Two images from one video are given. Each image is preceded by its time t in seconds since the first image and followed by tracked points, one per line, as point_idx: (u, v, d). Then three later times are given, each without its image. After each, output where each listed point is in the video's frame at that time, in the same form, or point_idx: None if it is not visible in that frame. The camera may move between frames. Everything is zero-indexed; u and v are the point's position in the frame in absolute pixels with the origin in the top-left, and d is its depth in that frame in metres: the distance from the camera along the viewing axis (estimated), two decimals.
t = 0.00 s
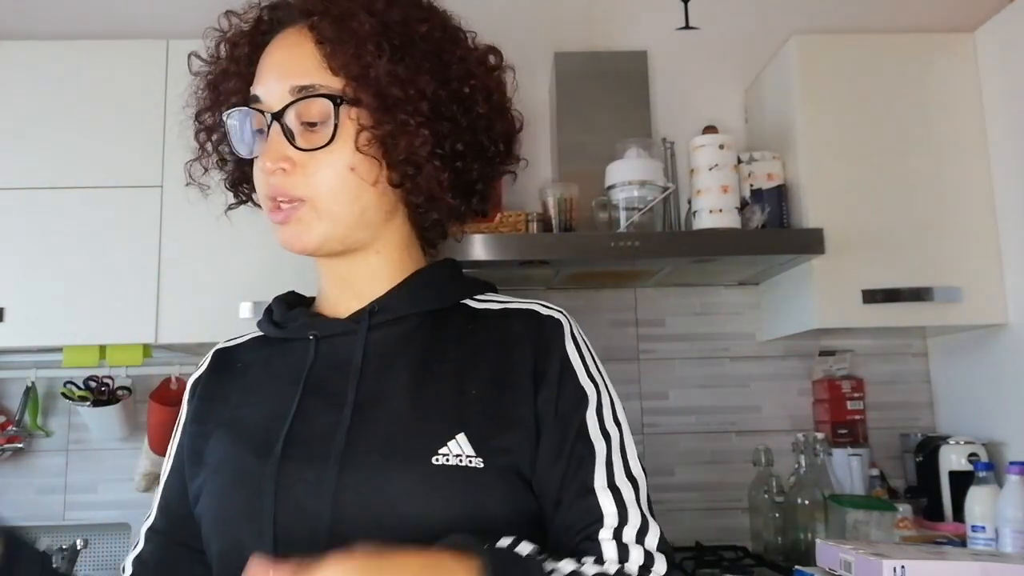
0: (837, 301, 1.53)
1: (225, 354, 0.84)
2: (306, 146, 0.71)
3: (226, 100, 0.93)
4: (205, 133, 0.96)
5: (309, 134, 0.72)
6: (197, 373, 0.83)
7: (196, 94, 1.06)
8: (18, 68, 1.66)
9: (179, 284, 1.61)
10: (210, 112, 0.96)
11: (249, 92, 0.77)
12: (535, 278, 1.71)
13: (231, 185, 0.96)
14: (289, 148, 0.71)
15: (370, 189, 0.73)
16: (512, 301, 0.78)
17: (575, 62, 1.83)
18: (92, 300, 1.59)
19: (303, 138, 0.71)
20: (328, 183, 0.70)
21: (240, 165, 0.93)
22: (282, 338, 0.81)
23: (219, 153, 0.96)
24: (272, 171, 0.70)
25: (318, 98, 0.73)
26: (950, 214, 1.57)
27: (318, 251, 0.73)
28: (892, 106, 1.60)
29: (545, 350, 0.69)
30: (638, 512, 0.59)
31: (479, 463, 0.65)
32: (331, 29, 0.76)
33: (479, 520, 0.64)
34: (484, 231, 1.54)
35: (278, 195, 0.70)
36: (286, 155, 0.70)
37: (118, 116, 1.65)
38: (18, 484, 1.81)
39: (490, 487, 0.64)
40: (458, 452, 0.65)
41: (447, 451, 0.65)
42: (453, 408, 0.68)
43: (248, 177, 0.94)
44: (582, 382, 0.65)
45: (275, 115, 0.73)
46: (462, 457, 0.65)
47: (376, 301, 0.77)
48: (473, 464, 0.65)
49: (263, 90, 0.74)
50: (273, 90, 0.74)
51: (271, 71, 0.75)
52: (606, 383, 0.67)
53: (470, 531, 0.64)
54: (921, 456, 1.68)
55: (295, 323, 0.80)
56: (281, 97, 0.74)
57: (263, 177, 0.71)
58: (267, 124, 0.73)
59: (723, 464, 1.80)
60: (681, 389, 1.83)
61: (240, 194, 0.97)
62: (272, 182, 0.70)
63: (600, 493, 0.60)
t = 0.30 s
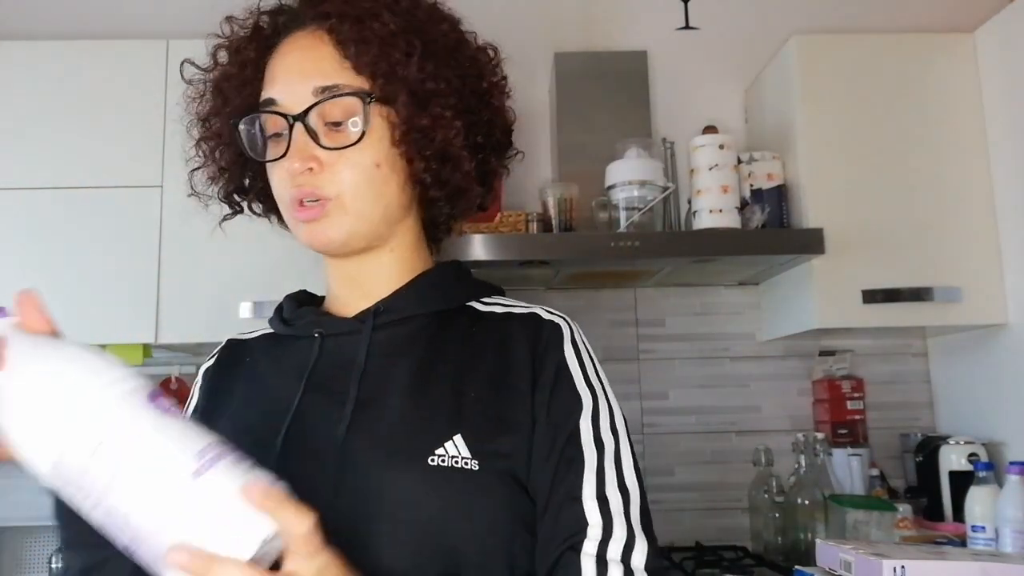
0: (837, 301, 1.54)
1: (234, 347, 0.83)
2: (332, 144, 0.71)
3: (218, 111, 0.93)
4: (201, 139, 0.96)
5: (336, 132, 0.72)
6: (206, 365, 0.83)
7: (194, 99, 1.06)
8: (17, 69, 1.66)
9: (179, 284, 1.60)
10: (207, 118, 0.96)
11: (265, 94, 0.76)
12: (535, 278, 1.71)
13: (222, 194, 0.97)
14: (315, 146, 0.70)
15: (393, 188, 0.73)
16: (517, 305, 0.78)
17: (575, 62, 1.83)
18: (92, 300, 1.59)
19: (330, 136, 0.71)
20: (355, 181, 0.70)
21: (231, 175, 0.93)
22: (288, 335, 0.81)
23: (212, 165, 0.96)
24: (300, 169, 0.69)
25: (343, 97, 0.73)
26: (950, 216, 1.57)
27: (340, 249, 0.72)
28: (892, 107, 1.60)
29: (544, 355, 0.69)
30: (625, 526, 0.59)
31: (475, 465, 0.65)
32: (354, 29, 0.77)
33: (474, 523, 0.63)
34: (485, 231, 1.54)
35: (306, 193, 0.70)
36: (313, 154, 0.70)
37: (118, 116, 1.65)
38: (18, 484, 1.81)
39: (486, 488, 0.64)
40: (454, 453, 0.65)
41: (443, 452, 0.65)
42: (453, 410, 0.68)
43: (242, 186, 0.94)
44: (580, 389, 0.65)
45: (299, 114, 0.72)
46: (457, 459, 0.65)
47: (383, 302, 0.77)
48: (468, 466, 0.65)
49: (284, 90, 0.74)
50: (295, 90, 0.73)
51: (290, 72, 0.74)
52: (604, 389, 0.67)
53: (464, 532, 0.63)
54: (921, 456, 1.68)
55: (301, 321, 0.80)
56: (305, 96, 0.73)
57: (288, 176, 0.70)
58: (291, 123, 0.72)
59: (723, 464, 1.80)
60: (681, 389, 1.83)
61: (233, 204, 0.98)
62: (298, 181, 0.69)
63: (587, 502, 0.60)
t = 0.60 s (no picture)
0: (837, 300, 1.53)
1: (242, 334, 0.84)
2: (354, 125, 0.70)
3: (216, 110, 0.93)
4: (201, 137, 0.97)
5: (358, 114, 0.72)
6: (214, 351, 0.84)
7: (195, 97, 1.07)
8: (17, 70, 1.66)
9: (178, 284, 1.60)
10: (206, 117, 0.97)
11: (280, 79, 0.75)
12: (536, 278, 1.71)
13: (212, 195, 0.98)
14: (337, 126, 0.69)
15: (411, 172, 0.73)
16: (525, 301, 0.77)
17: (576, 62, 1.83)
18: (93, 300, 1.59)
19: (351, 118, 0.71)
20: (378, 161, 0.69)
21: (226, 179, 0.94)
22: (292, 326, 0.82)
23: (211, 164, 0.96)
24: (323, 147, 0.68)
25: (363, 79, 0.74)
26: (950, 216, 1.57)
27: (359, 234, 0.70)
28: (893, 106, 1.60)
29: (552, 351, 0.68)
30: (637, 528, 0.58)
31: (473, 462, 0.65)
32: (376, 14, 0.79)
33: (472, 521, 0.63)
34: (484, 231, 1.54)
35: (328, 172, 0.67)
36: (335, 133, 0.69)
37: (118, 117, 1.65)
38: (18, 484, 1.81)
39: (485, 484, 0.64)
40: (451, 450, 0.66)
41: (439, 448, 0.66)
42: (450, 406, 0.68)
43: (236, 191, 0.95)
44: (587, 384, 0.64)
45: (320, 95, 0.72)
46: (454, 455, 0.65)
47: (389, 293, 0.76)
48: (465, 462, 0.65)
49: (303, 73, 0.73)
50: (314, 72, 0.73)
51: (309, 56, 0.74)
52: (614, 387, 0.65)
53: (460, 529, 0.63)
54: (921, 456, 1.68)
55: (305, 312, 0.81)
56: (324, 78, 0.73)
57: (305, 153, 0.68)
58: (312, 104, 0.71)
59: (723, 464, 1.80)
60: (681, 389, 1.83)
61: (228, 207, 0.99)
62: (321, 159, 0.67)
63: (597, 505, 0.59)
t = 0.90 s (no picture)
0: (836, 300, 1.53)
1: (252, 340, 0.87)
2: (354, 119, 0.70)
3: (206, 116, 0.94)
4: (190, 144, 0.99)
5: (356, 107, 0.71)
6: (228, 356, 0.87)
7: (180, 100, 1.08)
8: (17, 70, 1.66)
9: (178, 284, 1.61)
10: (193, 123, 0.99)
11: (279, 80, 0.75)
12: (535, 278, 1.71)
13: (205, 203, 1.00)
14: (337, 122, 0.69)
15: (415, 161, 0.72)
16: (529, 298, 0.75)
17: (575, 63, 1.83)
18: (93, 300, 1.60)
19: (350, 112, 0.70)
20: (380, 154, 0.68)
21: (217, 185, 0.96)
22: (296, 329, 0.84)
23: (201, 172, 0.98)
24: (325, 145, 0.67)
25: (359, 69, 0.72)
26: (951, 215, 1.57)
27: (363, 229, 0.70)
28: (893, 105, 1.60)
29: (558, 350, 0.67)
30: (665, 526, 0.56)
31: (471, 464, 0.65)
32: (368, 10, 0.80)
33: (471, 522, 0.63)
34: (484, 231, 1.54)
35: (331, 169, 0.67)
36: (336, 130, 0.68)
37: (119, 117, 1.65)
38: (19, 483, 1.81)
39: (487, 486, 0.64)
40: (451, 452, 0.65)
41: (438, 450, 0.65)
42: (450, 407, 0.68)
43: (226, 198, 0.97)
44: (598, 385, 0.64)
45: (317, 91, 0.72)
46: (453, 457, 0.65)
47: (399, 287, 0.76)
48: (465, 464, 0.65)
49: (299, 73, 0.74)
50: (310, 70, 0.73)
51: (303, 55, 0.75)
52: (624, 388, 0.65)
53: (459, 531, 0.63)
54: (921, 456, 1.68)
55: (309, 313, 0.82)
56: (320, 74, 0.73)
57: (311, 150, 0.68)
58: (311, 101, 0.71)
59: (723, 464, 1.80)
60: (681, 389, 1.83)
61: (218, 212, 1.01)
62: (323, 157, 0.67)
63: (625, 503, 0.57)
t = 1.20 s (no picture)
0: (837, 300, 1.53)
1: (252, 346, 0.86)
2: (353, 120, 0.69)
3: (202, 118, 0.94)
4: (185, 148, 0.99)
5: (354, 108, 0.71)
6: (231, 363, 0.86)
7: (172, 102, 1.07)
8: (17, 69, 1.66)
9: (178, 285, 1.61)
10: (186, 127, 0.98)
11: (275, 82, 0.75)
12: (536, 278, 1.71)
13: (201, 207, 1.00)
14: (336, 124, 0.69)
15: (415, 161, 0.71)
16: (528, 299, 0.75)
17: (576, 63, 1.83)
18: (93, 301, 1.60)
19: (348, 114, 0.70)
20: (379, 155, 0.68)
21: (214, 188, 0.96)
22: (296, 331, 0.83)
23: (196, 176, 0.98)
24: (324, 147, 0.67)
25: (356, 70, 0.72)
26: (951, 216, 1.57)
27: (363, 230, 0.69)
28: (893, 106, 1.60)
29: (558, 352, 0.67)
30: (656, 530, 0.57)
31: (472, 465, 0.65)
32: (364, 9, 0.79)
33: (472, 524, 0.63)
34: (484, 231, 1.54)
35: (329, 171, 0.66)
36: (336, 131, 0.68)
37: (119, 117, 1.65)
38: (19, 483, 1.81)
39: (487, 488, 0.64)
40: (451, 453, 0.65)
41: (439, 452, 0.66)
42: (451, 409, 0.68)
43: (224, 202, 0.97)
44: (594, 385, 0.64)
45: (314, 92, 0.72)
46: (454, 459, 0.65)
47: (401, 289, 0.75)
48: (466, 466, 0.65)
49: (296, 76, 0.74)
50: (307, 72, 0.73)
51: (295, 58, 0.75)
52: (622, 390, 0.65)
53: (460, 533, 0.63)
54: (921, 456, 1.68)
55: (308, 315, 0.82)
56: (317, 76, 0.73)
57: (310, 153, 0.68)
58: (308, 102, 0.71)
59: (723, 465, 1.80)
60: (681, 389, 1.83)
61: (215, 216, 1.01)
62: (321, 159, 0.67)
63: (618, 505, 0.57)
